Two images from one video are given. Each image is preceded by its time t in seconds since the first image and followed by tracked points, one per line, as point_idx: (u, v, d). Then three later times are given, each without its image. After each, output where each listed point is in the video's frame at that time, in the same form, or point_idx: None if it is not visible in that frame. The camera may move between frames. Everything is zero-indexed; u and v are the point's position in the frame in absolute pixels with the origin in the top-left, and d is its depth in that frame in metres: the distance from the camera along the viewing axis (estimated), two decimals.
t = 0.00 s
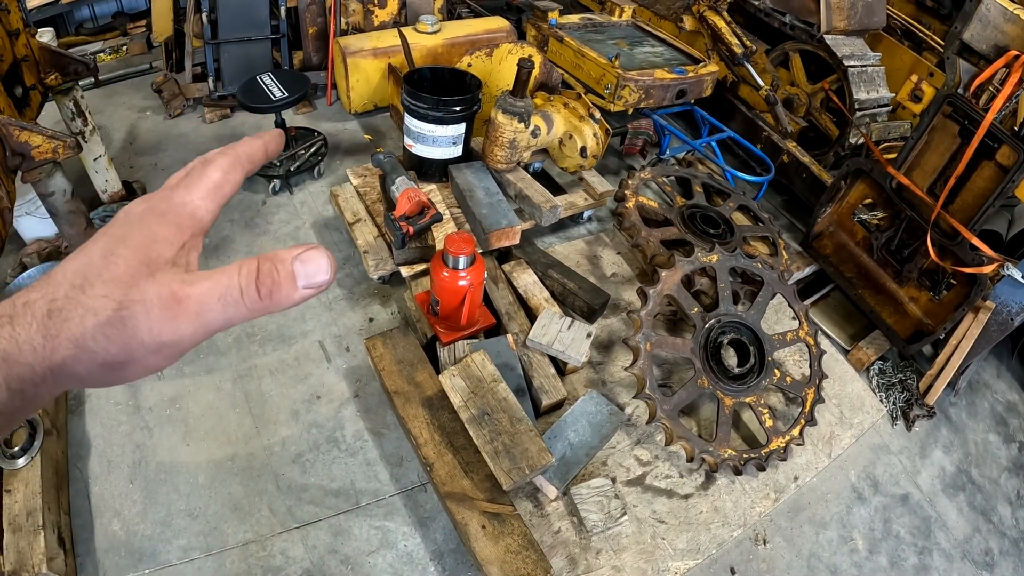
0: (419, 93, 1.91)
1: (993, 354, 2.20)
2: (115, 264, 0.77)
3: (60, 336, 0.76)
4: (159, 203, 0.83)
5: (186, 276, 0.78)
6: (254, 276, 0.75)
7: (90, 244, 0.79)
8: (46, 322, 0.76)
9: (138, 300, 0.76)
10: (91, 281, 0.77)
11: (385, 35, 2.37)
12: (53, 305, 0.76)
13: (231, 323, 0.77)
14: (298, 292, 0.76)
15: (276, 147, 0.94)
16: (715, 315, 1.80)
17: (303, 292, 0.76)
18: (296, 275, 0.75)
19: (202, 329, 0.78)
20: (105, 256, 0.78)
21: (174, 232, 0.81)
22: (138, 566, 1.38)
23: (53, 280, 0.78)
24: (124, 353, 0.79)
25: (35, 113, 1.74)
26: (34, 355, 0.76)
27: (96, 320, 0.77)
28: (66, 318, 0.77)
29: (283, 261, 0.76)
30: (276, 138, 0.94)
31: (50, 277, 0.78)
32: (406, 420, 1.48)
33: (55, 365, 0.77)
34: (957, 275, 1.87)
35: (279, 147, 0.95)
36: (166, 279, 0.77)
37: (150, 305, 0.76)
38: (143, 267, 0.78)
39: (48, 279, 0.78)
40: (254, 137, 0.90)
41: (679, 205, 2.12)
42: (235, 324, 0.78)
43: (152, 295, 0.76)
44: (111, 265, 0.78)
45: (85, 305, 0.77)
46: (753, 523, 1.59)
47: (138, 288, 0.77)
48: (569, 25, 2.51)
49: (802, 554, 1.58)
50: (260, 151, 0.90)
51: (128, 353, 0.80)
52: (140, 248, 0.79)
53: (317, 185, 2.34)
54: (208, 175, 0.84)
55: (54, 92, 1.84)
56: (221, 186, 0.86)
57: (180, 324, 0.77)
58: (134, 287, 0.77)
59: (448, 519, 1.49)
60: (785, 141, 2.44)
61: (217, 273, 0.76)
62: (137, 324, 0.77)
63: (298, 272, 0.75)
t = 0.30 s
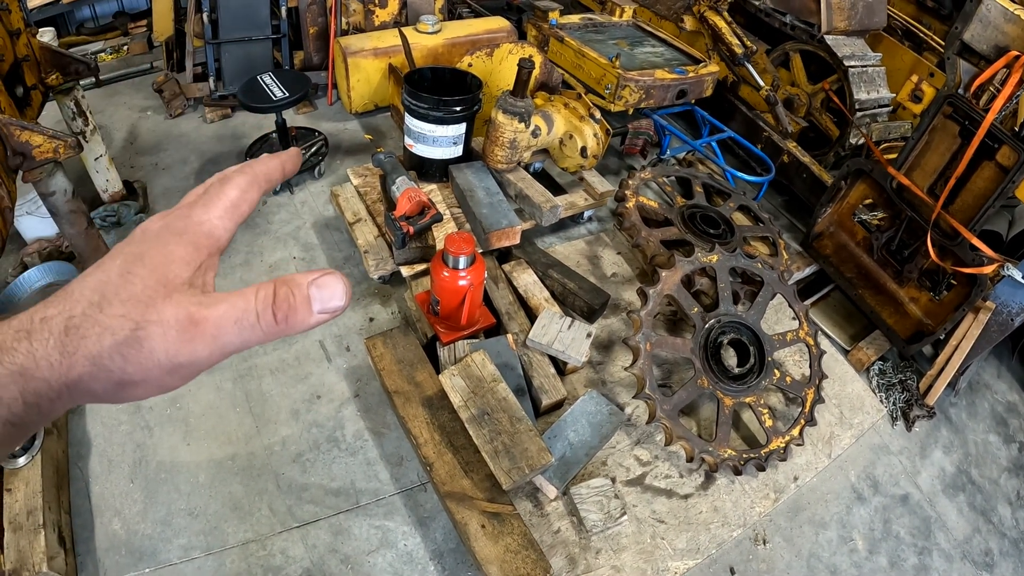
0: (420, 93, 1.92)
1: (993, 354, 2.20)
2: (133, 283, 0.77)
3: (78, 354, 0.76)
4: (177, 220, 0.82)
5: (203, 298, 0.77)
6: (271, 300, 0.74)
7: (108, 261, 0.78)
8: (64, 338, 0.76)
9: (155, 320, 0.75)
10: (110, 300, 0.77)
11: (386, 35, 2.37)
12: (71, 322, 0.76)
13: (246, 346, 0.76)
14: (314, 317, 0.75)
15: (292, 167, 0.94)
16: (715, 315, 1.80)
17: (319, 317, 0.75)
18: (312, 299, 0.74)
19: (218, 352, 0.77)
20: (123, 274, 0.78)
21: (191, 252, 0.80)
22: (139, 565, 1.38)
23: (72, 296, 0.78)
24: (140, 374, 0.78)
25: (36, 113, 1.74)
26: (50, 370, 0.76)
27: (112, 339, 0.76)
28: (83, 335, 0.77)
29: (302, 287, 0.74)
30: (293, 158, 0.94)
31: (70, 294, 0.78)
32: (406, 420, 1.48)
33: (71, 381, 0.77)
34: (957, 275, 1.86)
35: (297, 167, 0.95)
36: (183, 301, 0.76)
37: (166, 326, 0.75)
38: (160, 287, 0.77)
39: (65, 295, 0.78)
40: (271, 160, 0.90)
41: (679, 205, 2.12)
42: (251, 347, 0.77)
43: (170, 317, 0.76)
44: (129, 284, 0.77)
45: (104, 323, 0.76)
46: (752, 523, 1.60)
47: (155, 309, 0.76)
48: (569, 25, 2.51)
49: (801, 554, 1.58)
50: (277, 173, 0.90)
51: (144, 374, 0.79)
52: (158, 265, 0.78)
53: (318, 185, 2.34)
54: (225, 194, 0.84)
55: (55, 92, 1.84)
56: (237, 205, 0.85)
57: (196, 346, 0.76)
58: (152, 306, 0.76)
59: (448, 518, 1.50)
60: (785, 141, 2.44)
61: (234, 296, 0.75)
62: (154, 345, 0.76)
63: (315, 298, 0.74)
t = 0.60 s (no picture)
0: (419, 93, 1.91)
1: (994, 354, 2.19)
2: (137, 320, 0.64)
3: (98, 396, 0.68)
4: (167, 216, 0.64)
5: (221, 329, 0.65)
6: (294, 335, 0.64)
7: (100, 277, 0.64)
8: (78, 381, 0.66)
9: (176, 364, 0.65)
10: (116, 338, 0.65)
11: (386, 34, 2.37)
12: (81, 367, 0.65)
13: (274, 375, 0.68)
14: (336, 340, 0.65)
15: (303, 103, 0.67)
16: (715, 315, 1.80)
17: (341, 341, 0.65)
18: (332, 329, 0.64)
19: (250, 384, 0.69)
20: (121, 303, 0.64)
21: (187, 269, 0.64)
22: (137, 565, 1.37)
23: (65, 329, 0.64)
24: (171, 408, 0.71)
25: (36, 112, 1.73)
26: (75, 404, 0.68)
27: (133, 383, 0.66)
28: (99, 377, 0.66)
29: (319, 317, 0.63)
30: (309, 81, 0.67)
31: (62, 322, 0.64)
32: (405, 419, 1.48)
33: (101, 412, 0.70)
34: (957, 275, 1.86)
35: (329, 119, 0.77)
36: (202, 337, 0.65)
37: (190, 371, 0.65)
38: (169, 327, 0.65)
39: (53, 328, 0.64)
40: (279, 103, 0.65)
41: (679, 204, 2.12)
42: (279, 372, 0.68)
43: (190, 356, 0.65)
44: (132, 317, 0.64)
45: (117, 365, 0.66)
46: (752, 523, 1.59)
47: (172, 348, 0.65)
48: (570, 25, 2.51)
49: (802, 554, 1.57)
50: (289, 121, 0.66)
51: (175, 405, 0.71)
52: (165, 290, 0.64)
53: (317, 185, 2.34)
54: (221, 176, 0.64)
55: (54, 91, 1.84)
56: (238, 185, 0.65)
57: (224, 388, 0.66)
58: (167, 350, 0.65)
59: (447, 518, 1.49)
60: (786, 141, 2.44)
61: (255, 330, 0.64)
62: (177, 385, 0.66)
63: (335, 328, 0.64)
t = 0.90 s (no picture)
0: (420, 93, 1.91)
1: (995, 355, 2.18)
2: (269, 379, 0.74)
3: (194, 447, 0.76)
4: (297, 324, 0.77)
5: (307, 415, 0.79)
6: (326, 441, 0.81)
7: (247, 344, 0.73)
8: (208, 406, 0.72)
9: (280, 420, 0.77)
10: (249, 385, 0.74)
11: (386, 34, 2.37)
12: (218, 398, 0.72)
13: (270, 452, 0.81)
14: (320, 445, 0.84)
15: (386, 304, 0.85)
16: (715, 315, 1.79)
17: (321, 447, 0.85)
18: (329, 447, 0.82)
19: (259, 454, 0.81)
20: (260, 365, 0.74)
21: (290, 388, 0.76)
22: (136, 565, 1.37)
23: (210, 370, 0.72)
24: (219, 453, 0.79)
25: (36, 112, 1.72)
26: (188, 425, 0.72)
27: (249, 422, 0.75)
28: (225, 410, 0.73)
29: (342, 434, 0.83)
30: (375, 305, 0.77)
31: (209, 362, 0.72)
32: (404, 420, 1.48)
33: (194, 440, 0.75)
34: (958, 275, 1.85)
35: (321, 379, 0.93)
36: (298, 408, 0.78)
37: (286, 429, 0.77)
38: (265, 418, 0.75)
39: (201, 370, 0.72)
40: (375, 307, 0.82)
41: (680, 204, 2.11)
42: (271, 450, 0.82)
43: (289, 419, 0.77)
44: (268, 373, 0.74)
45: (236, 407, 0.73)
46: (752, 524, 1.59)
47: (282, 406, 0.76)
48: (570, 25, 2.50)
49: (802, 555, 1.57)
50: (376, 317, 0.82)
51: (241, 450, 0.78)
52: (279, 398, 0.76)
53: (317, 184, 2.34)
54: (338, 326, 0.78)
55: (54, 91, 1.83)
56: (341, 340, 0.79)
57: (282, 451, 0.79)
58: (279, 407, 0.76)
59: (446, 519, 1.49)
60: (786, 140, 2.43)
61: (317, 424, 0.80)
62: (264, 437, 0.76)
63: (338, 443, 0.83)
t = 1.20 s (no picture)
0: (419, 93, 1.91)
1: (994, 355, 2.18)
2: (264, 393, 0.89)
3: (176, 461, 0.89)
4: (291, 338, 0.92)
5: (301, 425, 0.94)
6: (325, 450, 0.97)
7: (242, 359, 0.88)
8: (204, 422, 0.86)
9: (278, 435, 0.91)
10: (245, 400, 0.88)
11: (385, 35, 2.37)
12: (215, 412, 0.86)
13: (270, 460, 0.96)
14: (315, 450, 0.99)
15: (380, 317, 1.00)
16: (714, 315, 1.79)
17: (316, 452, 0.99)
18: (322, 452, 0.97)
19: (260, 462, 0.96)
20: (256, 380, 0.89)
21: (288, 396, 0.92)
22: (135, 563, 1.38)
23: (207, 386, 0.87)
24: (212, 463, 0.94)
25: (36, 112, 1.72)
26: (184, 441, 0.86)
27: (245, 438, 0.89)
28: (220, 425, 0.87)
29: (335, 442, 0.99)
30: (384, 309, 0.99)
31: (205, 380, 0.87)
32: (402, 420, 1.48)
33: (189, 455, 0.89)
34: (958, 275, 1.85)
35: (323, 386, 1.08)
36: (297, 423, 0.93)
37: (285, 443, 0.91)
38: (259, 431, 0.89)
39: (196, 386, 0.86)
40: (365, 319, 0.97)
41: (679, 204, 2.11)
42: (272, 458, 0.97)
43: (288, 434, 0.92)
44: (264, 386, 0.89)
45: (234, 420, 0.88)
46: (751, 524, 1.59)
47: (280, 421, 0.91)
48: (569, 25, 2.50)
49: (800, 555, 1.57)
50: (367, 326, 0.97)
51: (239, 462, 0.93)
52: (274, 406, 0.90)
53: (317, 184, 2.34)
54: (331, 334, 0.95)
55: (54, 91, 1.84)
56: (334, 345, 0.96)
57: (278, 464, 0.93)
58: (275, 423, 0.91)
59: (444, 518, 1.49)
60: (786, 140, 2.43)
61: (315, 436, 0.95)
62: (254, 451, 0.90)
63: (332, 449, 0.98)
